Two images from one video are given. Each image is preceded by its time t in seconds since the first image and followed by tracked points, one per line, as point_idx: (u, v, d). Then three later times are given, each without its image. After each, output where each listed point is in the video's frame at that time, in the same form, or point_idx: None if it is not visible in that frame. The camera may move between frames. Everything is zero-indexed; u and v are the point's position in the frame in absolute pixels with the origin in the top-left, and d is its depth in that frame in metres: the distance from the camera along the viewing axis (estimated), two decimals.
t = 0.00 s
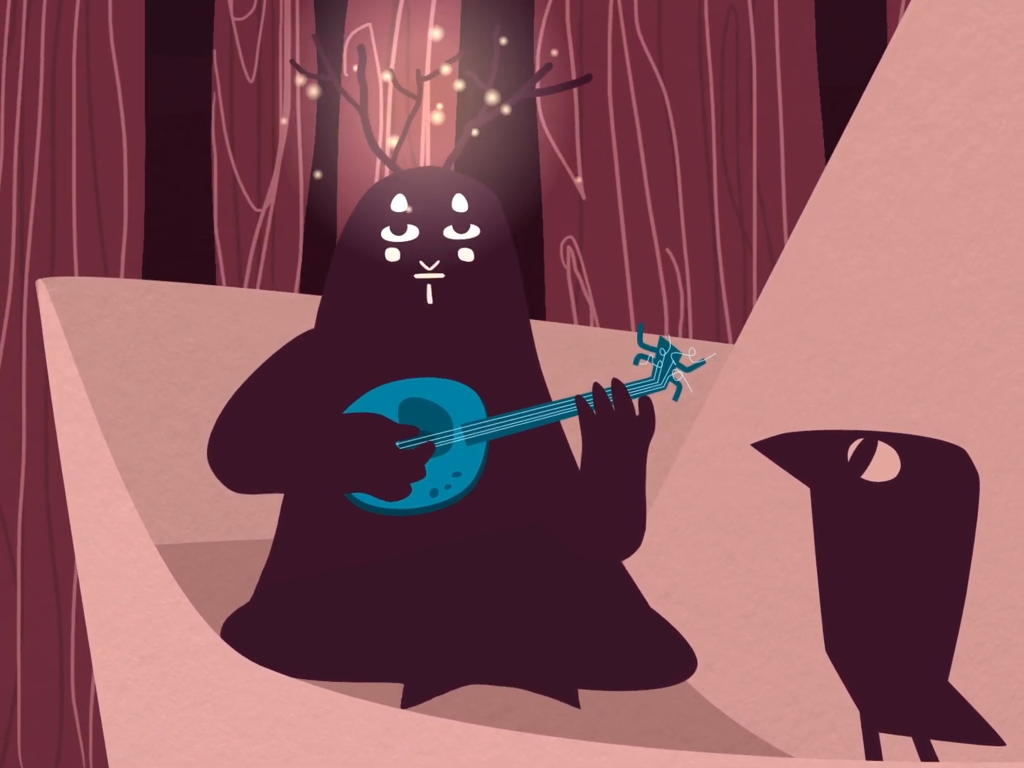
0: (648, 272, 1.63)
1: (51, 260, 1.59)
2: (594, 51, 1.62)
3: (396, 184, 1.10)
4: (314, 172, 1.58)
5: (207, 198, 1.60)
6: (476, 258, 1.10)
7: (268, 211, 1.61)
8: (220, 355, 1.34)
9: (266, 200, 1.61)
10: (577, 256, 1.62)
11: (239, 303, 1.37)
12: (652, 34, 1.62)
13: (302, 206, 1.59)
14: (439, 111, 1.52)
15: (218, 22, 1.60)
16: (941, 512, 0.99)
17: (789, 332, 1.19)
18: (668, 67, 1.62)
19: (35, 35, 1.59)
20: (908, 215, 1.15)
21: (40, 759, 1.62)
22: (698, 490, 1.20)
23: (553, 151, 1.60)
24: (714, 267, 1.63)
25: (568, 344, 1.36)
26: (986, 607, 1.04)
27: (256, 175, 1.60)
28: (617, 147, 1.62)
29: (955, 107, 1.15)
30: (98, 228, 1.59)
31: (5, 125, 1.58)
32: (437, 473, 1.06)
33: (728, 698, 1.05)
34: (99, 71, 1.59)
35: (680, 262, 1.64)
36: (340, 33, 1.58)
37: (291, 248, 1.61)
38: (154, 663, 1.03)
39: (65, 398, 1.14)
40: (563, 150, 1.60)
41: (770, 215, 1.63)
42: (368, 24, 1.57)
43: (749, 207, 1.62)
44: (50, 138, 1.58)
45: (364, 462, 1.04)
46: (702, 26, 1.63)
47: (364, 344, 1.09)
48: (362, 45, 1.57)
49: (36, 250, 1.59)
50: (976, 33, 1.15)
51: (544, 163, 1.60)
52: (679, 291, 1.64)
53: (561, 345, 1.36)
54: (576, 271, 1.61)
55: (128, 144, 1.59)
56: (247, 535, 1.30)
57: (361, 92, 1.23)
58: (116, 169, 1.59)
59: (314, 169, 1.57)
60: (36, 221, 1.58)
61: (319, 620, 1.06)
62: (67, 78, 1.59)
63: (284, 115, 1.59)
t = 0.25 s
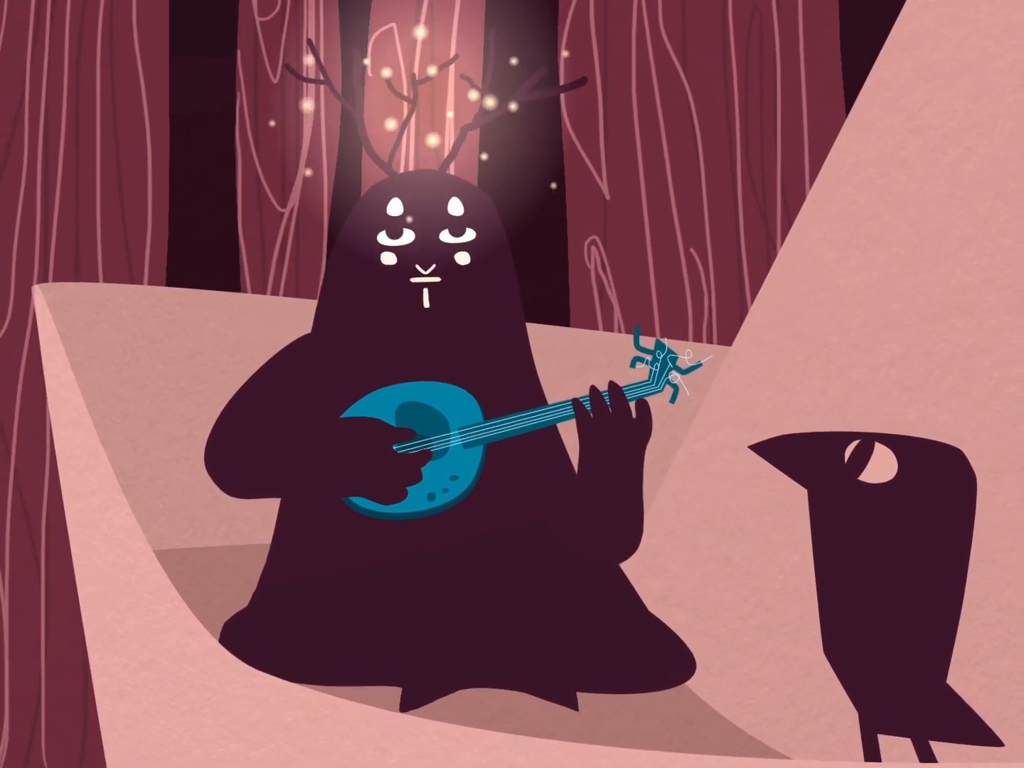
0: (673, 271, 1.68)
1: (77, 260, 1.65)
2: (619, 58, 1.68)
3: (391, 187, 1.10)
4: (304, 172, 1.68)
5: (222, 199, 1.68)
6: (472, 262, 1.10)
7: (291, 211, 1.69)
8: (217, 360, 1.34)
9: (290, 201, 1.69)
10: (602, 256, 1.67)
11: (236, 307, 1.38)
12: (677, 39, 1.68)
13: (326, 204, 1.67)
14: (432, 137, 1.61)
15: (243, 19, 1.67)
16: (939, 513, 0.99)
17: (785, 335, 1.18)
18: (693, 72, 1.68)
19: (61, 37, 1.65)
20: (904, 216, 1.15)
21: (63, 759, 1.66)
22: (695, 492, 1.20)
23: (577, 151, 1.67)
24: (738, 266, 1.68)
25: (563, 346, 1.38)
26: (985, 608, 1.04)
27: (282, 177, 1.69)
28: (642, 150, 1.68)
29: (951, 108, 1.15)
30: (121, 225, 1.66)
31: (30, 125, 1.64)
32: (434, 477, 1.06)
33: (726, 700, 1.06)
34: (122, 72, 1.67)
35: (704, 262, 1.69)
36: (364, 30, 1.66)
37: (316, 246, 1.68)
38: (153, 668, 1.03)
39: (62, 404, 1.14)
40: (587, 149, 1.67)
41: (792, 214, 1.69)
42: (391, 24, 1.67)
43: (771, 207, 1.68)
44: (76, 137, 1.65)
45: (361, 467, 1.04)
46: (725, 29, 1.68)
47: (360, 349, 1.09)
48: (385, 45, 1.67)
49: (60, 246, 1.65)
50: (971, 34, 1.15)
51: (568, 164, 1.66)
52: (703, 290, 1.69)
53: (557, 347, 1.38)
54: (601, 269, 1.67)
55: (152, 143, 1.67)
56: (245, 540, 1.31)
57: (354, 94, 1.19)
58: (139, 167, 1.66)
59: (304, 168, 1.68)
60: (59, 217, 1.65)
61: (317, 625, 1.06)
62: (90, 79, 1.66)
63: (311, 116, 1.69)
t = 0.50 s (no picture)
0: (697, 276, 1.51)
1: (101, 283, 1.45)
2: (642, 54, 1.51)
3: (387, 192, 1.10)
4: (321, 154, 1.46)
5: (223, 199, 1.47)
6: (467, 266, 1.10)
7: (316, 212, 1.48)
8: (213, 365, 1.34)
9: (314, 199, 1.47)
10: (627, 258, 1.50)
11: (229, 313, 1.36)
12: (701, 32, 1.50)
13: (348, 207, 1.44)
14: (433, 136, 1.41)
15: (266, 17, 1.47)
16: (936, 515, 0.99)
17: (782, 337, 1.19)
18: (721, 63, 1.50)
19: (80, 33, 1.47)
20: (899, 217, 1.15)
21: None
22: (692, 495, 1.19)
23: (598, 145, 1.49)
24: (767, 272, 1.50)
25: (561, 350, 1.38)
26: (984, 609, 1.04)
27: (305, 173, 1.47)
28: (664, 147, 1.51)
29: (945, 109, 1.15)
30: (145, 232, 1.47)
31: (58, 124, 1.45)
32: (431, 481, 1.06)
33: (724, 703, 1.05)
34: (146, 74, 1.47)
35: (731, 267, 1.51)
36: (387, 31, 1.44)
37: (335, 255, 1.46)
38: (151, 674, 1.03)
39: (59, 409, 1.14)
40: (608, 142, 1.49)
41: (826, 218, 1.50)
42: (416, 24, 1.45)
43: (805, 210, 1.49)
44: (99, 141, 1.46)
45: (358, 471, 1.05)
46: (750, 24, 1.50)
47: (356, 352, 1.09)
48: (410, 46, 1.44)
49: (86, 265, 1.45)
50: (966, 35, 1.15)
51: (589, 159, 1.49)
52: (728, 296, 1.51)
53: (554, 351, 1.37)
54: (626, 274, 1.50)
55: (177, 150, 1.47)
56: (241, 544, 1.33)
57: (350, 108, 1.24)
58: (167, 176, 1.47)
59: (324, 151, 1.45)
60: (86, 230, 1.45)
61: (313, 629, 1.06)
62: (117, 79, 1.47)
63: (334, 110, 1.46)
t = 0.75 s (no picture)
0: (721, 266, 1.60)
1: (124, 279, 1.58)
2: (665, 55, 1.60)
3: (382, 196, 1.10)
4: (317, 160, 1.58)
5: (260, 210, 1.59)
6: (463, 270, 1.10)
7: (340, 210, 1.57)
8: (210, 370, 1.34)
9: (338, 200, 1.57)
10: (650, 257, 1.60)
11: (228, 319, 1.37)
12: (725, 34, 1.59)
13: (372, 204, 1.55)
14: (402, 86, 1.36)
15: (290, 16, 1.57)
16: (933, 516, 0.99)
17: (777, 338, 1.19)
18: (741, 64, 1.59)
19: (103, 36, 1.58)
20: (894, 219, 1.15)
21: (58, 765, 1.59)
22: (689, 496, 1.20)
23: (624, 147, 1.59)
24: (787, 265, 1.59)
25: (557, 354, 1.38)
26: (981, 610, 1.04)
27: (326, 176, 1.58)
28: (688, 148, 1.59)
29: (939, 111, 1.15)
30: (170, 228, 1.59)
31: (80, 122, 1.57)
32: (428, 485, 1.06)
33: (724, 704, 1.07)
34: (170, 72, 1.58)
35: (752, 261, 1.60)
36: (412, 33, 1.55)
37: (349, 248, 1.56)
38: (150, 679, 1.03)
39: (55, 416, 1.14)
40: (633, 142, 1.59)
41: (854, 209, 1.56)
42: (440, 24, 1.54)
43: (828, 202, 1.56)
44: (122, 139, 1.57)
45: (355, 476, 1.04)
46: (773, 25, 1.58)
47: (352, 357, 1.09)
48: (434, 45, 1.54)
49: (109, 251, 1.58)
50: (959, 36, 1.15)
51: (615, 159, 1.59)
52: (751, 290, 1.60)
53: (550, 355, 1.38)
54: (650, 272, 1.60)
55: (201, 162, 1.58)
56: (238, 550, 1.33)
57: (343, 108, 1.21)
58: (188, 171, 1.58)
59: (318, 157, 1.58)
60: (110, 219, 1.57)
61: (311, 634, 1.06)
62: (140, 81, 1.58)
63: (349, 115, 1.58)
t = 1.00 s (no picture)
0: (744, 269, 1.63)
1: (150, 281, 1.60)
2: (690, 54, 1.62)
3: (378, 200, 1.10)
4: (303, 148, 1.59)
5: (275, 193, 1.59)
6: (459, 273, 1.10)
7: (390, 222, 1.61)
8: (206, 375, 1.35)
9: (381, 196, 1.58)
10: (675, 256, 1.63)
11: (223, 323, 1.38)
12: (748, 33, 1.62)
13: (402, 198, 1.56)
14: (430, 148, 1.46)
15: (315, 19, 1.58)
16: (932, 516, 0.99)
17: (775, 340, 1.20)
18: (765, 57, 1.62)
19: (125, 47, 1.58)
20: (891, 220, 1.15)
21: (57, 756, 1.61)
22: (686, 499, 1.20)
23: (649, 146, 1.62)
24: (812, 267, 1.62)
25: (554, 356, 1.38)
26: (979, 611, 1.04)
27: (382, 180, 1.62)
28: (713, 151, 1.63)
29: (936, 112, 1.15)
30: (191, 203, 1.60)
31: (104, 127, 1.57)
32: (425, 488, 1.06)
33: (723, 707, 1.05)
34: (195, 75, 1.59)
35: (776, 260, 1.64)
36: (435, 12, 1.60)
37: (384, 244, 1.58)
38: (148, 684, 1.03)
39: (53, 421, 1.14)
40: (657, 143, 1.63)
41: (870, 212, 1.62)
42: (464, 24, 1.60)
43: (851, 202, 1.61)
44: (147, 137, 1.59)
45: (353, 479, 1.04)
46: (799, 21, 1.61)
47: (349, 361, 1.09)
48: (460, 43, 1.59)
49: (135, 248, 1.59)
50: (955, 38, 1.15)
51: (640, 160, 1.62)
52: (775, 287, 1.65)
53: (547, 357, 1.38)
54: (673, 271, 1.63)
55: (226, 171, 1.59)
56: (236, 554, 1.34)
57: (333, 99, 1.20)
58: (212, 175, 1.60)
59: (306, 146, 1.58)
60: (132, 214, 1.59)
61: (309, 638, 1.06)
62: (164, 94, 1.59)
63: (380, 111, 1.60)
